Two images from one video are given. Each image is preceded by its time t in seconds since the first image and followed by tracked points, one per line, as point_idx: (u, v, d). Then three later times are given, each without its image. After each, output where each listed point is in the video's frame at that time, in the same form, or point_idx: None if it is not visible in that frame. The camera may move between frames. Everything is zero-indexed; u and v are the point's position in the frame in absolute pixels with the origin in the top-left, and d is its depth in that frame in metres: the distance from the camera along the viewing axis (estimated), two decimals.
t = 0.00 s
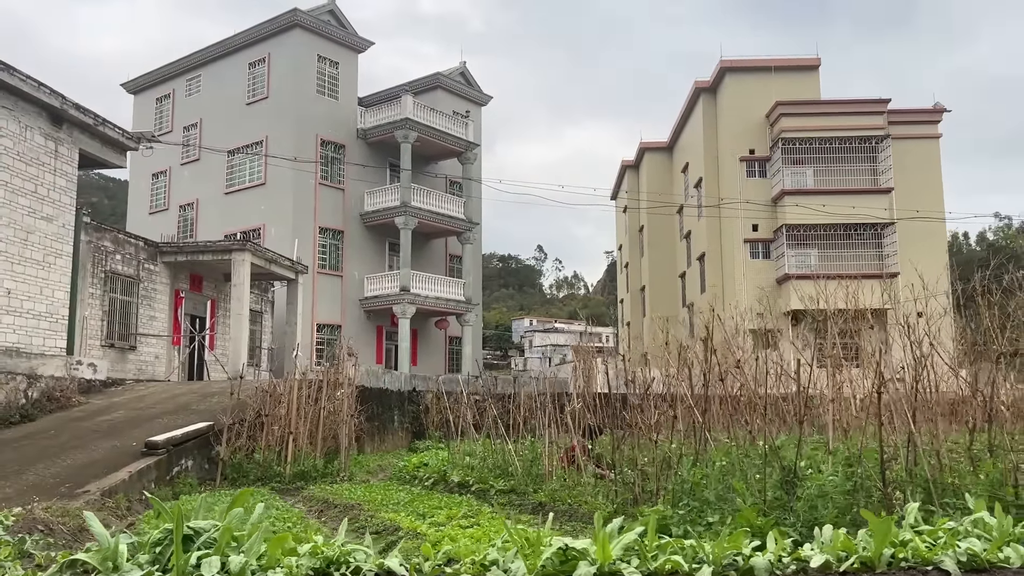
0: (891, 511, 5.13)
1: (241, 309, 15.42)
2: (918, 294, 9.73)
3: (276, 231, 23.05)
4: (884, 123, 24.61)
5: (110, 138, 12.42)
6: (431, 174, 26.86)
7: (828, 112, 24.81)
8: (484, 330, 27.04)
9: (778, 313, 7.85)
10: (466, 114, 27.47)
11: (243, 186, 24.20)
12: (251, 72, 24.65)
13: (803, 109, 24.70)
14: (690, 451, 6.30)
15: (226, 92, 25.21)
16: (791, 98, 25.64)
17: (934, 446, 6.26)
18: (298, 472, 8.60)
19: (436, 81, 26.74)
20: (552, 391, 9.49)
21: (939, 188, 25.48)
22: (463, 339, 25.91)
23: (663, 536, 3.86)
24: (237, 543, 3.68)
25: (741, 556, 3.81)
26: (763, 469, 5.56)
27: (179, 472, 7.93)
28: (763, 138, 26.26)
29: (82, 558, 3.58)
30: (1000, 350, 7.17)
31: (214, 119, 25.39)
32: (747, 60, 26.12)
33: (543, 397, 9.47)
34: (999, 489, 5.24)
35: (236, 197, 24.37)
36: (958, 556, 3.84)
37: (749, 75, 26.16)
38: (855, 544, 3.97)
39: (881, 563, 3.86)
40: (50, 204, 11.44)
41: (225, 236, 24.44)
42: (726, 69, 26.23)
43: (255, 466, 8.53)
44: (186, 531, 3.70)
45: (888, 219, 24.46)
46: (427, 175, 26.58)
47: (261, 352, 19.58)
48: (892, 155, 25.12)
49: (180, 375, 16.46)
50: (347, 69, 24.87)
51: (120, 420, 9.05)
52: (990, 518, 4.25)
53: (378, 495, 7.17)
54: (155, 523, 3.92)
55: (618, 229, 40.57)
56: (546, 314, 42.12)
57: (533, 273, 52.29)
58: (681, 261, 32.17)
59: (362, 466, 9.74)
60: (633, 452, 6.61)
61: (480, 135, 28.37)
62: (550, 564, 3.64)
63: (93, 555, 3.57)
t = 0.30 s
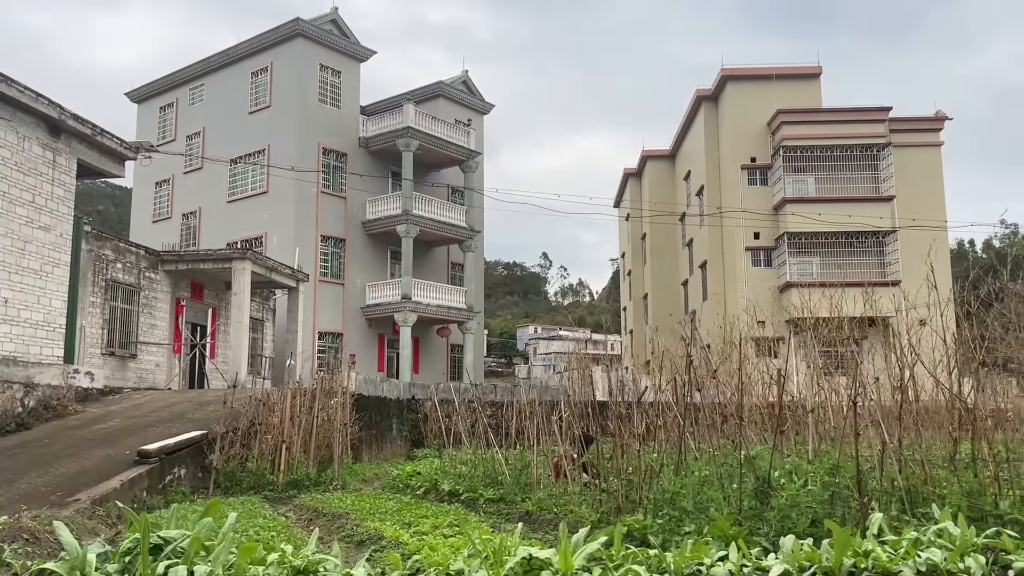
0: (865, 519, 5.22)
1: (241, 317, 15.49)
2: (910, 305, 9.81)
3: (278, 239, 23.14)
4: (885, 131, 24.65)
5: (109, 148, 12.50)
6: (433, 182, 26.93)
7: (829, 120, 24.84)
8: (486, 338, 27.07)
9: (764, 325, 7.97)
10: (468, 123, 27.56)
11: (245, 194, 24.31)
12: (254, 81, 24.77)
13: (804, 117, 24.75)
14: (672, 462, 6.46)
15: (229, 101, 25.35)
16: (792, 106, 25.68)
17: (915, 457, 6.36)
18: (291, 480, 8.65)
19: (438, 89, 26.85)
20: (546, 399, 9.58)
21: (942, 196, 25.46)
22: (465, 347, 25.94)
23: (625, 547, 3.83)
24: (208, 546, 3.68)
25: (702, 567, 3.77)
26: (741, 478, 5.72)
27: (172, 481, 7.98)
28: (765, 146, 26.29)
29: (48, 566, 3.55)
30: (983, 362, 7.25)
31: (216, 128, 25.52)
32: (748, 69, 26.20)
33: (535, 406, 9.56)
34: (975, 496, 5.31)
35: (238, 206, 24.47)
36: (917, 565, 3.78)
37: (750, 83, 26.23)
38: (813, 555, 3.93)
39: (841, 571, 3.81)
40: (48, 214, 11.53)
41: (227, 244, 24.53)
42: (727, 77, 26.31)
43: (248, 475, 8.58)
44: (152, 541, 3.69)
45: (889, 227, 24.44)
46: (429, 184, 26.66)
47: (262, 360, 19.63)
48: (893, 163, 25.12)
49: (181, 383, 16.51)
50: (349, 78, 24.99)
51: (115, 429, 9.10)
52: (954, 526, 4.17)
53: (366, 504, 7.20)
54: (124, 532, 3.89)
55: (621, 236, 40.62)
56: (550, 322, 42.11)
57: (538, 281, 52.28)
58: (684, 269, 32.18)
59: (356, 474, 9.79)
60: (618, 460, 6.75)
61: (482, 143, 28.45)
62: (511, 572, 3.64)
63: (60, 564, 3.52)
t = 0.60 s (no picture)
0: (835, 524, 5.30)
1: (232, 321, 15.49)
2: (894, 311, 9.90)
3: (272, 242, 23.13)
4: (878, 139, 24.74)
5: (97, 150, 12.50)
6: (428, 186, 26.93)
7: (822, 127, 24.91)
8: (479, 342, 27.07)
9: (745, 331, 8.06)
10: (463, 128, 27.60)
11: (239, 198, 24.30)
12: (249, 85, 24.79)
13: (797, 125, 24.82)
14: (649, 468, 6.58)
15: (223, 104, 25.35)
16: (785, 114, 25.77)
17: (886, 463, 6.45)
18: (274, 484, 8.72)
19: (433, 95, 26.88)
20: (528, 403, 9.65)
21: (935, 204, 25.52)
22: (458, 351, 25.91)
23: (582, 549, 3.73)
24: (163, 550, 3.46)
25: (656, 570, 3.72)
26: (713, 483, 5.84)
27: (153, 484, 7.98)
28: (758, 153, 26.36)
29: None
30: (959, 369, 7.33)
31: (210, 132, 25.53)
32: (742, 76, 26.28)
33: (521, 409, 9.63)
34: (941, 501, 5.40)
35: (232, 209, 24.48)
36: (871, 570, 3.75)
37: (744, 90, 26.32)
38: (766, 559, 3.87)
39: (794, 574, 3.77)
40: (34, 216, 11.52)
41: (221, 248, 24.51)
42: (721, 84, 26.41)
43: (230, 478, 8.63)
44: (109, 539, 3.46)
45: (882, 234, 24.52)
46: (423, 188, 26.67)
47: (254, 363, 19.62)
48: (886, 171, 25.21)
49: (172, 386, 16.49)
50: (343, 82, 25.01)
51: (99, 431, 9.10)
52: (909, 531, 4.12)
53: (343, 507, 7.22)
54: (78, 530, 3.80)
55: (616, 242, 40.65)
56: (545, 327, 42.09)
57: (536, 287, 52.22)
58: (678, 275, 32.20)
59: (342, 478, 9.83)
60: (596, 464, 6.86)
61: (476, 148, 28.48)
62: None
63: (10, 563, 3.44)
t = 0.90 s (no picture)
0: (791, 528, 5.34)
1: (212, 321, 15.40)
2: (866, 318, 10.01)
3: (256, 242, 23.03)
4: (864, 146, 24.85)
5: (73, 147, 12.40)
6: (414, 188, 26.87)
7: (808, 134, 25.03)
8: (464, 345, 27.04)
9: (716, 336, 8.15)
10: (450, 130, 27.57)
11: (223, 197, 24.18)
12: (235, 84, 24.67)
13: (783, 131, 24.92)
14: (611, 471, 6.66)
15: (209, 103, 25.23)
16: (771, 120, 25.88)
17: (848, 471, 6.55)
18: (245, 485, 8.71)
19: (420, 96, 26.84)
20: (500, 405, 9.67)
21: (918, 212, 25.69)
22: (443, 354, 25.84)
23: (526, 549, 3.32)
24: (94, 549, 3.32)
25: (598, 570, 3.38)
26: (670, 484, 5.90)
27: (120, 484, 7.94)
28: (744, 159, 26.44)
29: None
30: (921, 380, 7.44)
31: (196, 131, 25.41)
32: (729, 82, 26.38)
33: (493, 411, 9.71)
34: (898, 505, 5.39)
35: (216, 209, 24.35)
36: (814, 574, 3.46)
37: (730, 96, 26.42)
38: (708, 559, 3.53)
39: None
40: (7, 212, 11.43)
41: (205, 247, 24.38)
42: (708, 90, 26.50)
43: (200, 479, 8.61)
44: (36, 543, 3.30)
45: (865, 241, 24.64)
46: (410, 190, 26.61)
47: (235, 364, 19.52)
48: (871, 178, 25.33)
49: (152, 387, 16.38)
50: (330, 83, 24.94)
51: (69, 430, 9.02)
52: (856, 535, 3.85)
53: (309, 508, 7.17)
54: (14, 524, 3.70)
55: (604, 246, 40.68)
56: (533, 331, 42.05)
57: (525, 290, 52.14)
58: (664, 280, 32.25)
59: (314, 480, 9.84)
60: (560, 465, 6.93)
61: (464, 151, 28.45)
62: None
63: None
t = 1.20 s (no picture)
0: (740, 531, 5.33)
1: (185, 318, 15.26)
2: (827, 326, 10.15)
3: (232, 240, 22.85)
4: (842, 154, 25.03)
5: (40, 140, 12.25)
6: (395, 188, 26.75)
7: (787, 141, 25.18)
8: (443, 346, 26.93)
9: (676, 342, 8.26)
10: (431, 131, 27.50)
11: (201, 194, 23.98)
12: (214, 80, 24.48)
13: (762, 138, 25.10)
14: (565, 475, 6.73)
15: (188, 99, 25.04)
16: (751, 126, 26.05)
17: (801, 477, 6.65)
18: (205, 484, 8.77)
19: (402, 96, 26.76)
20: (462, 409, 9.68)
21: (896, 220, 25.86)
22: (421, 354, 25.71)
23: (459, 552, 3.23)
24: (19, 549, 3.30)
25: (530, 574, 3.26)
26: (620, 486, 5.96)
27: (77, 482, 7.94)
28: (724, 165, 26.58)
29: None
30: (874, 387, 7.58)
31: (174, 127, 25.21)
32: (710, 88, 26.53)
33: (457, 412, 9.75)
34: (848, 512, 5.37)
35: (193, 205, 24.15)
36: None
37: (711, 102, 26.58)
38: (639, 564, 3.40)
39: None
40: None
41: (182, 244, 24.17)
42: (690, 95, 26.64)
43: (160, 478, 8.69)
44: None
45: (843, 248, 24.79)
46: (390, 190, 26.51)
47: (210, 362, 19.37)
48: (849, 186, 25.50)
49: (122, 384, 16.23)
50: (310, 80, 24.81)
51: (30, 427, 8.93)
52: (793, 541, 3.73)
53: (267, 509, 7.12)
54: None
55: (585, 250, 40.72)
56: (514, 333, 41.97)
57: (508, 292, 52.02)
58: (643, 284, 32.33)
59: (279, 482, 9.86)
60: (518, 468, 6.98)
61: (445, 152, 28.38)
62: None
63: None
